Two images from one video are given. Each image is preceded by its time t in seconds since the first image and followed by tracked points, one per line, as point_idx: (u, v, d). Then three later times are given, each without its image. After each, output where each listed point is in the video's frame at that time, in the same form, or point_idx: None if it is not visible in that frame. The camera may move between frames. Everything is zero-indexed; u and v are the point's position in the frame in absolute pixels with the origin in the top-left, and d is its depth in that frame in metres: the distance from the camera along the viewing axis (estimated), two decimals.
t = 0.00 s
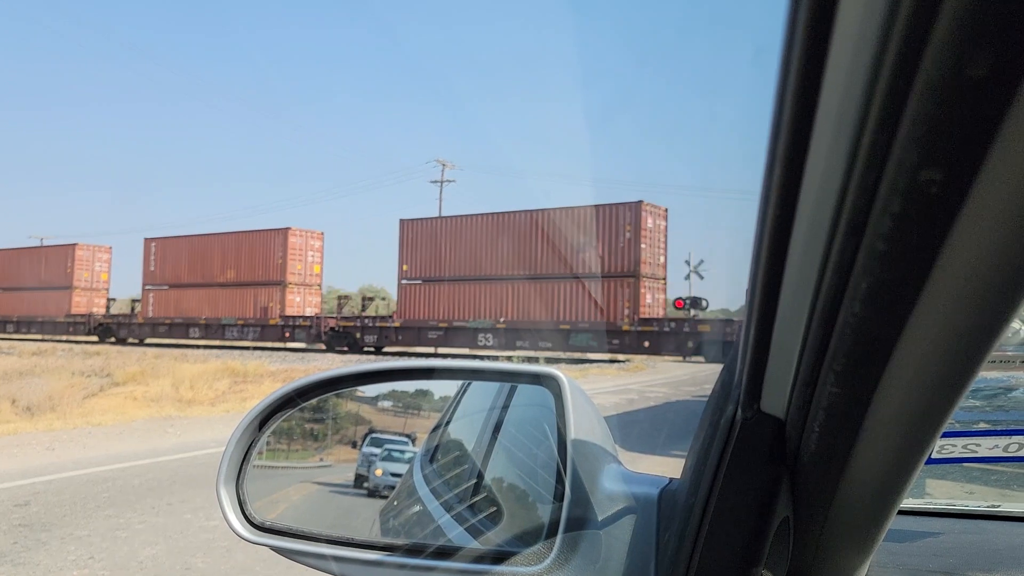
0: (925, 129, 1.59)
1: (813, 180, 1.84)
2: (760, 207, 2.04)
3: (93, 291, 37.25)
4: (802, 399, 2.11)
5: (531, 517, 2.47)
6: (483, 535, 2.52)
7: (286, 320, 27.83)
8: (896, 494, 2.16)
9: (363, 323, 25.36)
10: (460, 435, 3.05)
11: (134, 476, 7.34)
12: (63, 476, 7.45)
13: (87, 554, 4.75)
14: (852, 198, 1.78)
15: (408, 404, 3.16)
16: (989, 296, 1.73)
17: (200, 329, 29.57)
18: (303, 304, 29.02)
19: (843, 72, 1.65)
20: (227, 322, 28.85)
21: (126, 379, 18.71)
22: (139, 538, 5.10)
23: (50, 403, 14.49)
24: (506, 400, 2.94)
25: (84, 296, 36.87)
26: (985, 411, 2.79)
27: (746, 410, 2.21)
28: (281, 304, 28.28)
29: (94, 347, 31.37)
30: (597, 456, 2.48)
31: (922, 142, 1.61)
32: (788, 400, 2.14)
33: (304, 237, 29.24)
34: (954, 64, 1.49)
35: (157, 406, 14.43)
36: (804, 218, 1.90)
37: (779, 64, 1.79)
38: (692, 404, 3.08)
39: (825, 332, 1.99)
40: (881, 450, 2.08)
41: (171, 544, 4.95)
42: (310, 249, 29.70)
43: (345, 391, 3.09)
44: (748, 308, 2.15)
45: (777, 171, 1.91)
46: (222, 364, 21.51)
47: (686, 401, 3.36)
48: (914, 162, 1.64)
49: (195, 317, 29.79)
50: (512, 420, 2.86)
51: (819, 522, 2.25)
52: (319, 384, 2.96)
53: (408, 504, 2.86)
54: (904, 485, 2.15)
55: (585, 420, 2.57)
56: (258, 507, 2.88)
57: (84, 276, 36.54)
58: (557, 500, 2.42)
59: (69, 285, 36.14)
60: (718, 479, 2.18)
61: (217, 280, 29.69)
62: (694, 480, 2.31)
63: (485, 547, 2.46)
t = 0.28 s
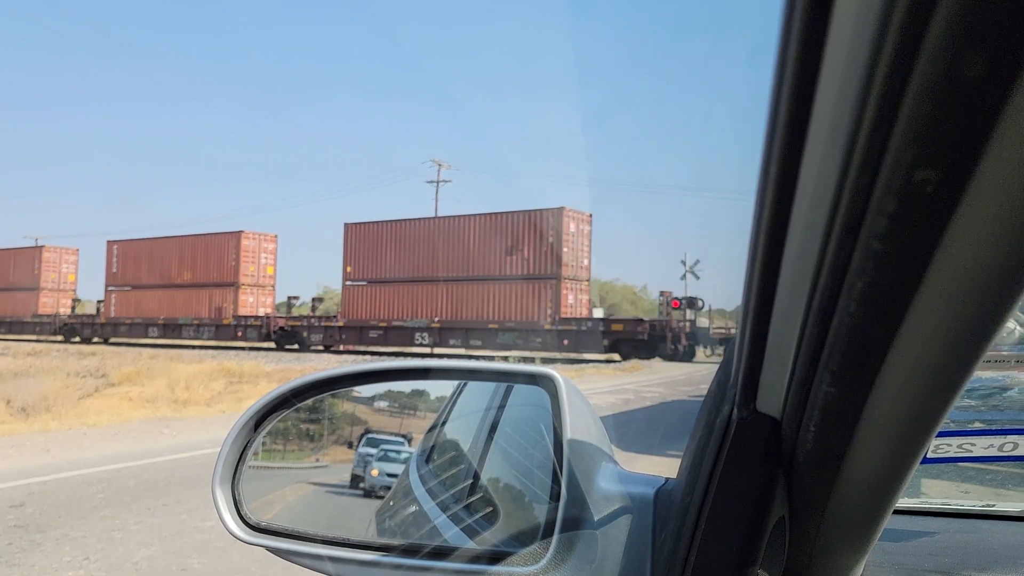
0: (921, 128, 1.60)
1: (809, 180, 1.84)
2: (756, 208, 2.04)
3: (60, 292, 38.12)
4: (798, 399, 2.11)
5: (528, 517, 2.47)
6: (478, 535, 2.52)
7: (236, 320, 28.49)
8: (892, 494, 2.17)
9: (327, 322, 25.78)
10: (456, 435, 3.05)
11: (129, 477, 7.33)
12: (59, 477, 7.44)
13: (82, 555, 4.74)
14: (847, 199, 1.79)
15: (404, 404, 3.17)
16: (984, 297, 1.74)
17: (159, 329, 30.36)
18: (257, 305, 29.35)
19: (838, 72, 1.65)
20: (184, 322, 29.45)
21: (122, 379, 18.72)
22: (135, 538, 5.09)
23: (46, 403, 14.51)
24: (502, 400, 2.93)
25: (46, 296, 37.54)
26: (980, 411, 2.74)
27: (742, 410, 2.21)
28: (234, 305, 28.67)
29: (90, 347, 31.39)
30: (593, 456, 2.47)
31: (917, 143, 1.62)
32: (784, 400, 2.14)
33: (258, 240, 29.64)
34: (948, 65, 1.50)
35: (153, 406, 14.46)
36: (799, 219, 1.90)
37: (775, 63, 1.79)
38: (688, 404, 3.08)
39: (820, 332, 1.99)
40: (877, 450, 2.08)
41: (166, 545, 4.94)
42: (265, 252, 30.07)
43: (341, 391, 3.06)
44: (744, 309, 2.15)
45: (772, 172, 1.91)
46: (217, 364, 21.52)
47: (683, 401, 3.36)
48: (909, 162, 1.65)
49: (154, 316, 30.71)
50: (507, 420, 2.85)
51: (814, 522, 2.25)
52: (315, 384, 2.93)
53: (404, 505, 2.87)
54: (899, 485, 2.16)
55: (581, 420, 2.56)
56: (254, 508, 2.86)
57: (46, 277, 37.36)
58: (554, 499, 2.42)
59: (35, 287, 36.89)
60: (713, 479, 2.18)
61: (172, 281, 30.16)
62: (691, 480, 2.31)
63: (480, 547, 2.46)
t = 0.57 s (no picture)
0: (916, 129, 1.60)
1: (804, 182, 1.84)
2: (751, 210, 2.02)
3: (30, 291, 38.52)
4: (794, 399, 2.11)
5: (525, 517, 2.47)
6: (475, 535, 2.52)
7: (191, 320, 29.66)
8: (888, 494, 2.17)
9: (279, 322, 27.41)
10: (453, 435, 3.05)
11: (126, 478, 7.31)
12: (55, 478, 7.42)
13: (78, 556, 4.73)
14: (844, 199, 1.79)
15: (401, 404, 3.19)
16: (980, 298, 1.75)
17: (121, 329, 31.28)
18: (213, 305, 31.03)
19: (834, 73, 1.64)
20: (146, 322, 30.45)
21: (118, 379, 18.71)
22: (131, 539, 5.08)
23: (42, 403, 14.51)
24: (499, 400, 2.93)
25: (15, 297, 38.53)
26: (976, 411, 2.75)
27: (739, 410, 2.20)
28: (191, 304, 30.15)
29: (86, 347, 31.39)
30: (590, 456, 2.48)
31: (913, 144, 1.62)
32: (780, 400, 2.14)
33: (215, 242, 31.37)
34: (944, 66, 1.50)
35: (149, 406, 14.47)
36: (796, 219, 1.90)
37: (770, 64, 1.76)
38: (685, 404, 3.08)
39: (816, 331, 2.00)
40: (873, 451, 2.09)
41: (162, 545, 4.94)
42: (221, 253, 31.58)
43: (338, 391, 3.05)
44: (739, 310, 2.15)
45: (768, 173, 1.89)
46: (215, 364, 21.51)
47: (680, 401, 3.36)
48: (904, 163, 1.65)
49: (116, 316, 31.63)
50: (504, 420, 2.85)
51: (811, 521, 2.26)
52: (312, 384, 2.93)
53: (401, 504, 2.86)
54: (895, 486, 2.16)
55: (579, 420, 2.56)
56: (251, 508, 2.86)
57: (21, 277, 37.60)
58: (551, 499, 2.42)
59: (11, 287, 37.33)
60: (710, 480, 2.18)
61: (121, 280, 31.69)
62: (687, 480, 2.31)
63: (477, 546, 2.46)
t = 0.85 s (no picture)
0: (914, 129, 1.60)
1: (802, 181, 1.85)
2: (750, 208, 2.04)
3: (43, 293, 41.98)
4: (791, 399, 2.11)
5: (522, 517, 2.47)
6: (473, 535, 2.52)
7: (149, 318, 30.74)
8: (885, 494, 2.18)
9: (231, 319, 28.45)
10: (450, 436, 3.05)
11: (122, 478, 7.30)
12: (51, 478, 7.41)
13: (75, 556, 4.72)
14: (841, 199, 1.79)
15: (398, 404, 3.19)
16: (978, 297, 1.75)
17: (87, 328, 32.24)
18: (170, 305, 31.89)
19: (831, 73, 1.65)
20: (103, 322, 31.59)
21: (115, 379, 18.67)
22: (128, 539, 5.06)
23: (38, 403, 14.48)
24: (496, 400, 2.93)
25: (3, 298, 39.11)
26: (972, 411, 2.73)
27: (736, 410, 2.20)
28: (151, 305, 31.18)
29: (82, 347, 31.35)
30: (587, 456, 2.48)
31: (910, 144, 1.62)
32: (777, 401, 2.14)
33: (173, 245, 32.81)
34: (941, 66, 1.50)
35: (146, 406, 14.44)
36: (793, 218, 1.90)
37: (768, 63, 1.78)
38: (681, 404, 3.08)
39: (813, 332, 1.99)
40: (870, 450, 2.10)
41: (159, 545, 4.93)
42: (180, 257, 33.03)
43: (335, 392, 3.05)
44: (736, 310, 2.15)
45: (765, 171, 1.91)
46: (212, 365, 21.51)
47: (676, 401, 3.36)
48: (901, 163, 1.65)
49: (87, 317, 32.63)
50: (501, 420, 2.85)
51: (808, 521, 2.26)
52: (309, 385, 2.94)
53: (399, 505, 2.85)
54: (893, 484, 2.17)
55: (576, 421, 2.56)
56: (248, 508, 2.86)
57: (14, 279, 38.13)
58: (548, 500, 2.42)
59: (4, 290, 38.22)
60: (707, 481, 2.18)
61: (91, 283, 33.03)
62: (684, 480, 2.31)
63: (474, 547, 2.46)
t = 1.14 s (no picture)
0: (911, 129, 1.61)
1: (800, 180, 1.85)
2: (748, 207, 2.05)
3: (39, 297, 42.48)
4: (789, 399, 2.11)
5: (520, 516, 2.48)
6: (471, 535, 2.52)
7: (116, 319, 32.77)
8: (882, 493, 2.19)
9: (189, 318, 30.56)
10: (448, 435, 3.06)
11: (122, 478, 7.30)
12: (50, 478, 7.41)
13: (75, 556, 4.73)
14: (838, 199, 1.80)
15: (397, 404, 3.19)
16: (975, 296, 1.76)
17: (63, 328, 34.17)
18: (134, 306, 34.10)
19: (830, 70, 1.66)
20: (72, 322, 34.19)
21: (114, 379, 18.65)
22: (127, 539, 5.07)
23: (38, 403, 14.46)
24: (495, 399, 2.94)
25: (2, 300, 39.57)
26: (969, 411, 2.77)
27: (733, 409, 2.20)
28: (124, 306, 32.91)
29: (81, 347, 31.34)
30: (586, 456, 2.48)
31: (908, 144, 1.63)
32: (775, 401, 2.14)
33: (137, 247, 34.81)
34: (939, 66, 1.51)
35: (145, 406, 14.41)
36: (791, 217, 1.91)
37: (766, 64, 1.79)
38: (679, 404, 3.08)
39: (811, 333, 2.00)
40: (868, 450, 2.10)
41: (158, 545, 4.93)
42: (143, 257, 35.25)
43: (334, 391, 3.06)
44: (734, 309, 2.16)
45: (763, 171, 1.92)
46: (212, 364, 21.51)
47: (673, 401, 3.36)
48: (899, 163, 1.66)
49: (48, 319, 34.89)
50: (500, 420, 2.85)
51: (805, 521, 2.27)
52: (308, 384, 2.97)
53: (397, 504, 2.86)
54: (890, 484, 2.17)
55: (575, 421, 2.56)
56: (247, 508, 2.87)
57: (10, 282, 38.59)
58: (546, 499, 2.42)
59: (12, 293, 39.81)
60: (704, 481, 2.18)
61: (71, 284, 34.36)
62: (681, 479, 2.31)
63: (473, 546, 2.46)
